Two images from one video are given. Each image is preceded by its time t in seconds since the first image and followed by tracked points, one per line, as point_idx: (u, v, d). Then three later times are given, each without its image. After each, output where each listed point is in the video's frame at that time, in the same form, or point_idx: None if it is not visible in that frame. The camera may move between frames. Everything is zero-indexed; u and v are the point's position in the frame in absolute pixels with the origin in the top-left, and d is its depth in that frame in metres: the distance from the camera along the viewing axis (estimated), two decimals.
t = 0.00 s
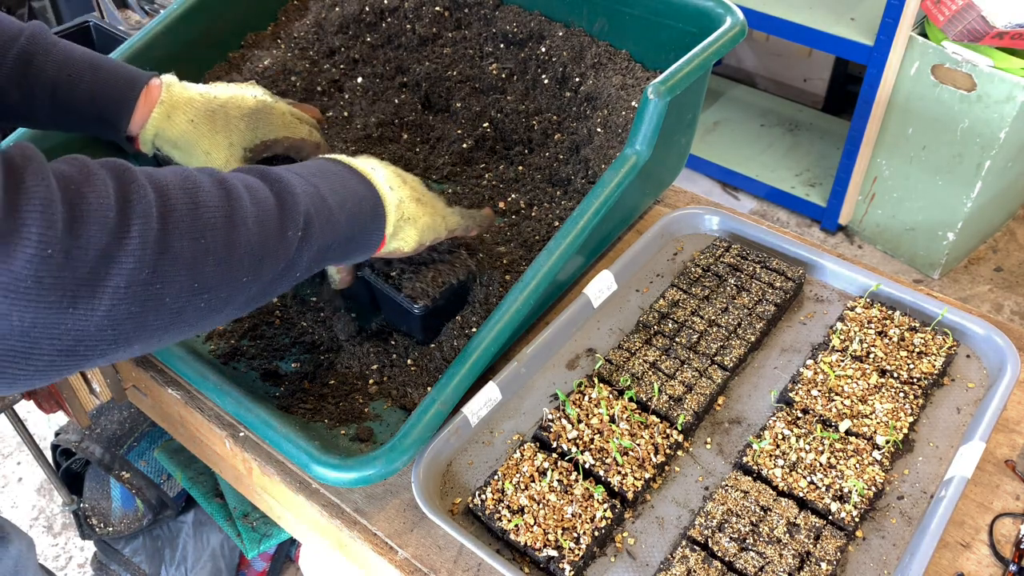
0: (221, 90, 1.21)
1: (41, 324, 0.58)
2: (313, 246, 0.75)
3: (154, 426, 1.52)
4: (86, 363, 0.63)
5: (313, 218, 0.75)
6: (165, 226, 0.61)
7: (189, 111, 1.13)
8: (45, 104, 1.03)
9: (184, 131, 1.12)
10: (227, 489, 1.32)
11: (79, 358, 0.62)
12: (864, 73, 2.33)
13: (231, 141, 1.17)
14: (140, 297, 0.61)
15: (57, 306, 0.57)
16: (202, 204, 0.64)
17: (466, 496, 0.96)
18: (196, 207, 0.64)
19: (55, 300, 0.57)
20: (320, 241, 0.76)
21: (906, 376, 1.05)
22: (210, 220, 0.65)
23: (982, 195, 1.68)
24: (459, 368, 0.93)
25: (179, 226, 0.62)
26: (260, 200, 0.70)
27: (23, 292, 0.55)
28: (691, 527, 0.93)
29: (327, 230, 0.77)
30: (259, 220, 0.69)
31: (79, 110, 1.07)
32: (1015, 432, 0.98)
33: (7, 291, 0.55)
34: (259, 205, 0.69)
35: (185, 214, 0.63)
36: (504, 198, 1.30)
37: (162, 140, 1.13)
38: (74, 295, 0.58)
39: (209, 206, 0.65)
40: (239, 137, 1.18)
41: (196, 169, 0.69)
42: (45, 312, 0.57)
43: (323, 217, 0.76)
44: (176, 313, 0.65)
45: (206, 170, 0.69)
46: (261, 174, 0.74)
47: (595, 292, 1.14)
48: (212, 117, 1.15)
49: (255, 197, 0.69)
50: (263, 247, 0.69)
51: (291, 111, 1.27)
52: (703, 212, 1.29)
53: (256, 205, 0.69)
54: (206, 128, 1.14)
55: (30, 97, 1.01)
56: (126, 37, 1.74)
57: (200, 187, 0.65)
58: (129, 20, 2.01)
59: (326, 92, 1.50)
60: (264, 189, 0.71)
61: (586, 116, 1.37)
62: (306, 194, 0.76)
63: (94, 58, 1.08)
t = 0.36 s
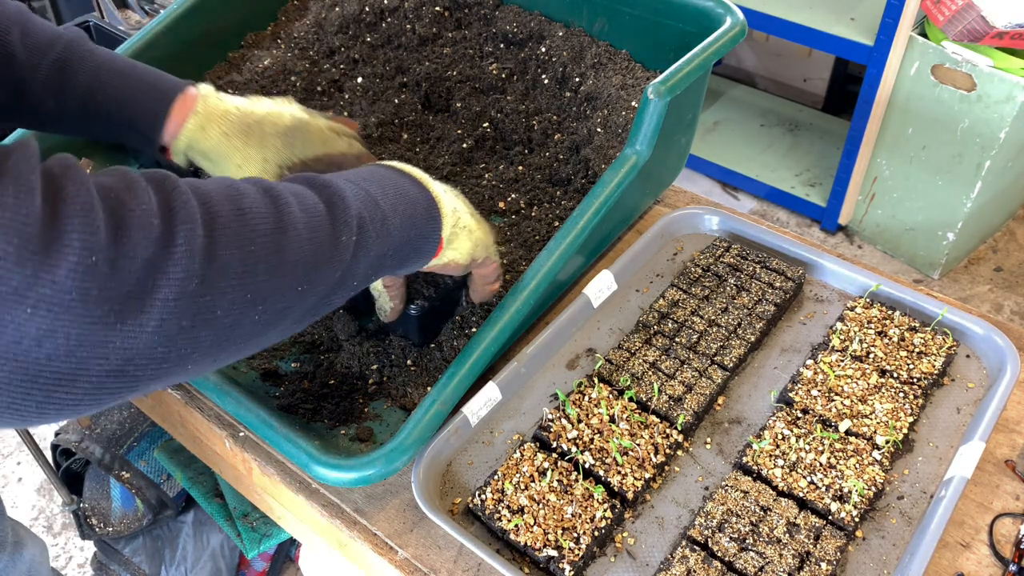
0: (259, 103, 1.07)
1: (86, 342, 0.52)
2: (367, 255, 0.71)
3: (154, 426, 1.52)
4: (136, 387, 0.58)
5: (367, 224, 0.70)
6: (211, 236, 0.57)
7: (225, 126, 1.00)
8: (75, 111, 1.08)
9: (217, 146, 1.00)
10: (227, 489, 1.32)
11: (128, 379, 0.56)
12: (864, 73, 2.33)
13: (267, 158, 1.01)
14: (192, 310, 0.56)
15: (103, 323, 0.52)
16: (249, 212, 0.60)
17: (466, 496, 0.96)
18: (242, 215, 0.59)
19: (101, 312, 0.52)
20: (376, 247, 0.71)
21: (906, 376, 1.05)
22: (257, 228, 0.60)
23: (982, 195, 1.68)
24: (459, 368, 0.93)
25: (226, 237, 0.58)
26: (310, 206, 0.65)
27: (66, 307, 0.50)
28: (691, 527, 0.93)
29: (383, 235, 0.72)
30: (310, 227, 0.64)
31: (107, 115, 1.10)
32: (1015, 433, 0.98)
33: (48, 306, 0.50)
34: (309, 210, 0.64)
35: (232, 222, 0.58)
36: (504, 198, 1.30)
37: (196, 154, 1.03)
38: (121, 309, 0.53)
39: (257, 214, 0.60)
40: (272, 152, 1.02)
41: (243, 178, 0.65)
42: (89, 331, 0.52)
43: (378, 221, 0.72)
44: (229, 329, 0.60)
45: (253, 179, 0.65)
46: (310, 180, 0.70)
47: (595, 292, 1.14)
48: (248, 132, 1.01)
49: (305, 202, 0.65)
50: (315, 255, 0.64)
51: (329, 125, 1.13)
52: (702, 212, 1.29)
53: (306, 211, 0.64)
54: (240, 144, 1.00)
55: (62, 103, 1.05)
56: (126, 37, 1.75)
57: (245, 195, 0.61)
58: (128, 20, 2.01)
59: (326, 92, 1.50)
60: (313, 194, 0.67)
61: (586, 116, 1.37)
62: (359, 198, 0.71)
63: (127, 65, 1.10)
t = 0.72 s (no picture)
0: (286, 114, 1.19)
1: (44, 413, 0.52)
2: (346, 305, 0.71)
3: (154, 426, 1.52)
4: (92, 439, 0.58)
5: (350, 272, 0.70)
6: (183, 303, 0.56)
7: (253, 138, 1.13)
8: (106, 122, 1.05)
9: (246, 157, 1.13)
10: (227, 489, 1.32)
11: (83, 437, 0.57)
12: (864, 73, 2.33)
13: (293, 170, 1.15)
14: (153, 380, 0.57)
15: (62, 397, 0.52)
16: (226, 273, 0.59)
17: (466, 496, 0.96)
18: (218, 279, 0.59)
19: (61, 392, 0.52)
20: (355, 295, 0.71)
21: (906, 376, 1.05)
22: (234, 291, 0.59)
23: (982, 195, 1.68)
24: (459, 368, 0.93)
25: (200, 301, 0.57)
26: (294, 258, 0.64)
27: (26, 387, 0.51)
28: (691, 527, 0.93)
29: (365, 279, 0.72)
30: (290, 285, 0.63)
31: (140, 129, 1.07)
32: (1015, 432, 0.98)
33: (8, 385, 0.50)
34: (290, 266, 0.64)
35: (207, 287, 0.58)
36: (504, 198, 1.30)
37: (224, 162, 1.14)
38: (80, 386, 0.53)
39: (234, 276, 0.60)
40: (300, 163, 1.16)
41: (223, 221, 0.64)
42: (47, 404, 0.52)
43: (362, 266, 0.71)
44: (191, 389, 0.60)
45: (234, 224, 0.64)
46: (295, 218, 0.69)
47: (595, 292, 1.14)
48: (275, 144, 1.14)
49: (288, 254, 0.64)
50: (292, 313, 0.64)
51: (355, 140, 1.22)
52: (703, 212, 1.29)
53: (287, 267, 0.63)
54: (268, 155, 1.13)
55: (89, 111, 1.03)
56: (126, 37, 1.75)
57: (225, 251, 0.60)
58: (128, 20, 2.01)
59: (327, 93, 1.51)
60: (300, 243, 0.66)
61: (586, 116, 1.37)
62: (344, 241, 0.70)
63: (162, 78, 1.08)
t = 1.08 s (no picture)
0: (299, 114, 1.16)
1: (81, 417, 0.52)
2: (367, 306, 0.72)
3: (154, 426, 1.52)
4: (125, 445, 0.58)
5: (371, 273, 0.71)
6: (214, 306, 0.57)
7: (264, 134, 1.10)
8: (116, 124, 1.07)
9: (257, 154, 1.10)
10: (227, 489, 1.32)
11: (116, 443, 0.56)
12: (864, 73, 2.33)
13: (307, 167, 1.11)
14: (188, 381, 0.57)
15: (98, 401, 0.52)
16: (255, 275, 0.60)
17: (466, 496, 0.96)
18: (247, 281, 0.60)
19: (98, 394, 0.52)
20: (376, 296, 0.73)
21: (906, 376, 1.05)
22: (261, 293, 0.61)
23: (982, 195, 1.68)
24: (459, 368, 0.93)
25: (230, 304, 0.58)
26: (317, 260, 0.66)
27: (64, 389, 0.50)
28: (691, 527, 0.93)
29: (385, 280, 0.74)
30: (315, 286, 0.65)
31: (150, 130, 1.08)
32: (1015, 433, 0.98)
33: (46, 389, 0.50)
34: (315, 270, 0.65)
35: (237, 289, 0.59)
36: (503, 198, 1.30)
37: (235, 160, 1.11)
38: (116, 389, 0.52)
39: (262, 277, 0.61)
40: (313, 160, 1.12)
41: (247, 224, 0.65)
42: (83, 409, 0.52)
43: (383, 267, 0.73)
44: (221, 392, 0.60)
45: (258, 226, 0.65)
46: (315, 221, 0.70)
47: (595, 292, 1.14)
48: (287, 141, 1.11)
49: (312, 256, 0.65)
50: (317, 314, 0.65)
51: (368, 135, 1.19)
52: (702, 212, 1.29)
53: (312, 269, 0.65)
54: (281, 152, 1.10)
55: (99, 114, 1.05)
56: (126, 37, 1.74)
57: (252, 254, 0.61)
58: (128, 20, 2.01)
59: (327, 93, 1.51)
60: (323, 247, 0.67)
61: (586, 116, 1.37)
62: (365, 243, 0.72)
63: (170, 78, 1.09)
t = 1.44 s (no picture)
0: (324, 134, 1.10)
1: (77, 435, 0.52)
2: (374, 303, 0.72)
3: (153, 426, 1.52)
4: (124, 459, 0.58)
5: (377, 270, 0.71)
6: (212, 316, 0.58)
7: (283, 152, 1.05)
8: (144, 150, 1.06)
9: (277, 172, 1.04)
10: (227, 489, 1.32)
11: (116, 457, 0.57)
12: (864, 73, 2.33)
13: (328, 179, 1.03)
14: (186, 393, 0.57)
15: (95, 418, 0.52)
16: (253, 281, 0.60)
17: (466, 496, 0.96)
18: (246, 287, 0.60)
19: (95, 411, 0.52)
20: (383, 291, 0.73)
21: (906, 376, 1.05)
22: (261, 300, 0.61)
23: (982, 195, 1.68)
24: (459, 368, 0.93)
25: (228, 313, 0.58)
26: (319, 262, 0.65)
27: (59, 409, 0.50)
28: (691, 528, 0.93)
29: (393, 275, 0.73)
30: (317, 289, 0.65)
31: (178, 158, 1.07)
32: (1015, 433, 0.98)
33: (40, 410, 0.50)
34: (317, 272, 0.65)
35: (235, 297, 0.59)
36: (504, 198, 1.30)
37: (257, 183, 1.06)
38: (113, 404, 0.53)
39: (261, 283, 0.61)
40: (335, 173, 1.04)
41: (247, 223, 0.65)
42: (79, 426, 0.52)
43: (390, 262, 0.72)
44: (222, 401, 0.61)
45: (258, 226, 0.65)
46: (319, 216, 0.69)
47: (595, 292, 1.14)
48: (306, 157, 1.04)
49: (315, 258, 0.65)
50: (320, 317, 0.65)
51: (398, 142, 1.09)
52: (703, 212, 1.29)
53: (314, 270, 0.65)
54: (300, 167, 1.03)
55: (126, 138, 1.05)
56: (126, 37, 1.75)
57: (251, 258, 0.61)
58: (128, 20, 2.01)
59: (327, 93, 1.51)
60: (325, 248, 0.67)
61: (586, 116, 1.37)
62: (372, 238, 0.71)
63: (203, 109, 1.09)
